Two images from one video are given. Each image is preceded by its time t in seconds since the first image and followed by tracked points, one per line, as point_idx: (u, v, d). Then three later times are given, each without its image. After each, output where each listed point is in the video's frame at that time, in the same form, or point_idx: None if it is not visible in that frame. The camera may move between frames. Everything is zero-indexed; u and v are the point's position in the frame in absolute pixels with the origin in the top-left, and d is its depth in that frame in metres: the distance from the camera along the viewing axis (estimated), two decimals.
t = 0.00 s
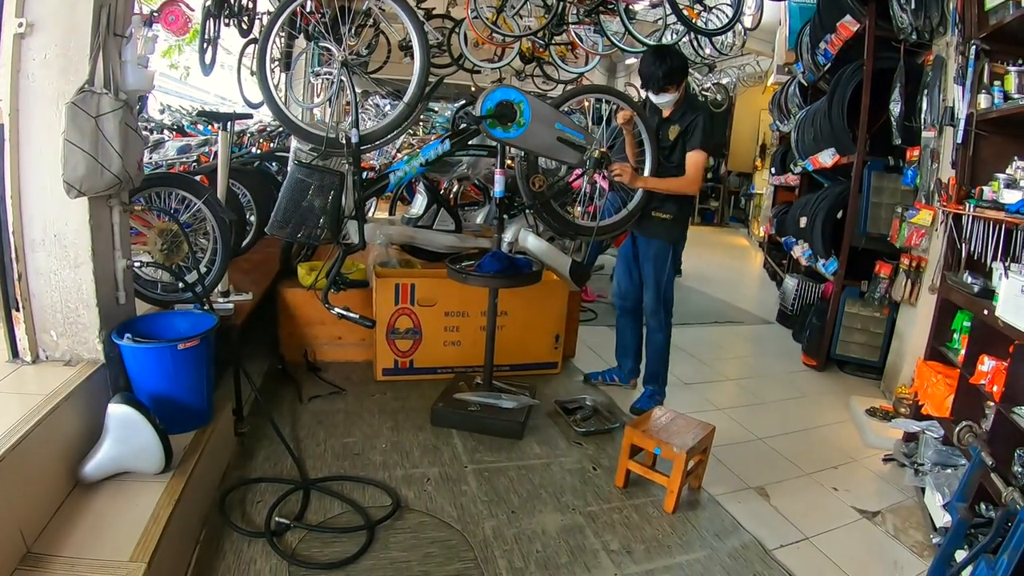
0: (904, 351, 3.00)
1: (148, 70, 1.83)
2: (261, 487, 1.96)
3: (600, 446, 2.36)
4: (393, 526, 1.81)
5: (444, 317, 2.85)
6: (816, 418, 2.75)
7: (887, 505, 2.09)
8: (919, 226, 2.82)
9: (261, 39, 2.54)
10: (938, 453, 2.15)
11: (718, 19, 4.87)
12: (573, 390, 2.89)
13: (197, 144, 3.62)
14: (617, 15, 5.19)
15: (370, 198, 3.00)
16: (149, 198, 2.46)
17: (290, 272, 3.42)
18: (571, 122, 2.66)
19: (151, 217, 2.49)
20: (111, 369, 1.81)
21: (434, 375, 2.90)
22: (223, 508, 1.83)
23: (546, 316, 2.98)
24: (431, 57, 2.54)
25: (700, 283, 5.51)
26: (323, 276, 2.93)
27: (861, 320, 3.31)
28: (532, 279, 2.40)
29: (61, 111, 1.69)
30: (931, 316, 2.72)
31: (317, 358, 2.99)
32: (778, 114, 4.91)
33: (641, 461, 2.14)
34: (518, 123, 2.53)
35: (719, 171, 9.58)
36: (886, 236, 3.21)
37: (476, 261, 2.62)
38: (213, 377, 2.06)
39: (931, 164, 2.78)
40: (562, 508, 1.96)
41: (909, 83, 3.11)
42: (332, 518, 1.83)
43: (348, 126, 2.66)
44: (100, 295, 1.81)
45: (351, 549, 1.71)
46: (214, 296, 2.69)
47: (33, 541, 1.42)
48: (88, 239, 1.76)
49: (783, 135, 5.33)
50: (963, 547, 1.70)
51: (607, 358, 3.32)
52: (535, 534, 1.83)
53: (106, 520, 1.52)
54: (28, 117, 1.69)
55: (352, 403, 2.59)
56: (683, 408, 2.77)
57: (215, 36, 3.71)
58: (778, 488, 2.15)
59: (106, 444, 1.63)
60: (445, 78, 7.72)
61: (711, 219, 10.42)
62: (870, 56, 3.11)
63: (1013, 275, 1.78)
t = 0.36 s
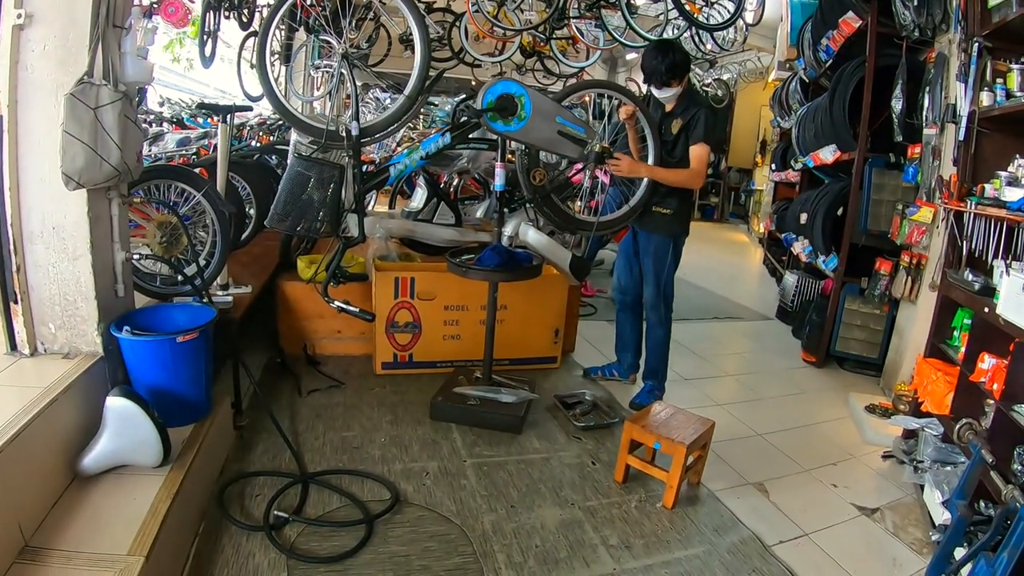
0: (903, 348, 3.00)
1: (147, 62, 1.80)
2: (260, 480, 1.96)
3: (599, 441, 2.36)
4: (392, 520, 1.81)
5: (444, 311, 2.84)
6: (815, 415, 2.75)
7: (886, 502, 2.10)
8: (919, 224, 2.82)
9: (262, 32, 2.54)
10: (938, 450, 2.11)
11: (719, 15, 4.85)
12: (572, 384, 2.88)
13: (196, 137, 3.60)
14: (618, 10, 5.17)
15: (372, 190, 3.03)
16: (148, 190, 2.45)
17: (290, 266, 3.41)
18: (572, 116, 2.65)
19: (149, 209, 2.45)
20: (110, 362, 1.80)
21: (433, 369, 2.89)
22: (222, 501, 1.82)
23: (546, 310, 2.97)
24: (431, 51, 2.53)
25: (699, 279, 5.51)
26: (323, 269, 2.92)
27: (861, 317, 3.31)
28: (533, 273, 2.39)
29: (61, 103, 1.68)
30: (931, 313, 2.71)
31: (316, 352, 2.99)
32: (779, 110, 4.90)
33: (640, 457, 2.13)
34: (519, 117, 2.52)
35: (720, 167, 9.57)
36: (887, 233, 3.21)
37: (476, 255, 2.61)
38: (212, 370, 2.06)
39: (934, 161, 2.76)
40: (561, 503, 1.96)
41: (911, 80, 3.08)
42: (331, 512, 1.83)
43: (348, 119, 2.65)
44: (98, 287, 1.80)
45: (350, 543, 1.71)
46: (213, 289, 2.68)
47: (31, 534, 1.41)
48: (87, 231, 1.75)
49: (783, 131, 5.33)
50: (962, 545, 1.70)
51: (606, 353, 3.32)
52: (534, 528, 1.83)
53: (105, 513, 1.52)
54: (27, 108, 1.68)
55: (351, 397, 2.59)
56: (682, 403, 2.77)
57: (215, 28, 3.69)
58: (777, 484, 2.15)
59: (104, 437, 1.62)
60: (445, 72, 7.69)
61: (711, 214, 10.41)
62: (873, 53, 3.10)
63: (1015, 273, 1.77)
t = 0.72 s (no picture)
0: (902, 350, 3.01)
1: (151, 56, 1.81)
2: (260, 475, 1.97)
3: (598, 439, 2.37)
4: (392, 516, 1.82)
5: (445, 308, 2.85)
6: (814, 416, 2.76)
7: (883, 504, 2.11)
8: (920, 227, 2.82)
9: (266, 28, 2.55)
10: (935, 453, 2.17)
11: (723, 15, 4.84)
12: (572, 383, 2.89)
13: (199, 132, 3.60)
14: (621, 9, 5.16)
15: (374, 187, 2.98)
16: (151, 184, 2.45)
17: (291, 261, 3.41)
18: (575, 115, 2.66)
19: (152, 203, 2.48)
20: (112, 355, 1.81)
21: (433, 366, 2.90)
22: (222, 496, 1.83)
23: (547, 309, 2.98)
24: (435, 48, 2.53)
25: (699, 279, 5.51)
26: (324, 265, 2.92)
27: (861, 319, 3.32)
28: (534, 271, 2.39)
29: (65, 96, 1.68)
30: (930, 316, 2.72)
31: (317, 347, 2.99)
32: (781, 112, 4.90)
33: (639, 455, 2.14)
34: (521, 115, 2.53)
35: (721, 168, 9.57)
36: (887, 235, 3.21)
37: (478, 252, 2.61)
38: (213, 365, 2.06)
39: (935, 165, 2.77)
40: (560, 501, 1.97)
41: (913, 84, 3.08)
42: (330, 507, 1.84)
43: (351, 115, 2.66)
44: (101, 281, 1.81)
45: (350, 538, 1.71)
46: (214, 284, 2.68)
47: (32, 527, 1.42)
48: (90, 224, 1.75)
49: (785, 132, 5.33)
50: (959, 547, 1.71)
51: (606, 351, 3.33)
52: (533, 526, 1.84)
53: (106, 506, 1.52)
54: (32, 100, 1.68)
55: (351, 393, 2.59)
56: (682, 403, 2.78)
57: (219, 23, 3.69)
58: (775, 484, 2.16)
59: (106, 431, 1.63)
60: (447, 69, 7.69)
61: (711, 215, 10.42)
62: (875, 56, 3.10)
63: (1015, 278, 1.78)
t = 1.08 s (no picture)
0: (903, 356, 3.01)
1: (155, 51, 1.81)
2: (258, 472, 1.96)
3: (597, 441, 2.37)
4: (389, 515, 1.82)
5: (446, 308, 2.85)
6: (813, 421, 2.76)
7: (881, 510, 2.10)
8: (922, 232, 2.82)
9: (270, 24, 2.56)
10: (934, 460, 2.11)
11: (728, 18, 4.83)
12: (572, 384, 2.89)
13: (202, 127, 3.60)
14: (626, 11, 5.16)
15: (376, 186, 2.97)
16: (153, 179, 2.44)
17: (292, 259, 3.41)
18: (578, 115, 2.64)
19: (153, 198, 2.48)
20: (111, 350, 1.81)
21: (433, 365, 2.90)
22: (219, 492, 1.83)
23: (548, 309, 2.98)
24: (439, 48, 2.53)
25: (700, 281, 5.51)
26: (325, 263, 2.93)
27: (861, 324, 3.32)
28: (535, 272, 2.39)
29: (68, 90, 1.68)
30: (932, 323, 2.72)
31: (317, 345, 2.99)
32: (785, 115, 4.90)
33: (637, 458, 2.14)
34: (525, 116, 2.52)
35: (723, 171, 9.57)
36: (889, 240, 3.21)
37: (478, 252, 2.61)
38: (213, 361, 2.06)
39: (938, 171, 2.77)
40: (558, 502, 1.96)
41: (917, 90, 3.08)
42: (328, 506, 1.84)
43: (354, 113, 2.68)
44: (101, 276, 1.81)
45: (347, 537, 1.71)
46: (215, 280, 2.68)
47: (29, 521, 1.42)
48: (92, 219, 1.75)
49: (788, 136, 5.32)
50: (957, 554, 1.71)
51: (607, 353, 3.33)
52: (530, 527, 1.83)
53: (104, 501, 1.52)
54: (34, 94, 1.68)
55: (350, 391, 2.59)
56: (682, 405, 2.78)
57: (224, 19, 3.68)
58: (773, 489, 2.16)
59: (104, 426, 1.63)
60: (451, 68, 7.68)
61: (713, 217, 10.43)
62: (880, 61, 3.10)
63: (1017, 285, 1.78)
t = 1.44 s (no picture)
0: (900, 362, 3.01)
1: (156, 49, 1.82)
2: (253, 470, 1.96)
3: (594, 443, 2.37)
4: (384, 514, 1.82)
5: (444, 308, 2.85)
6: (809, 425, 2.76)
7: (876, 514, 2.10)
8: (920, 238, 2.82)
9: (271, 24, 2.56)
10: (930, 465, 2.13)
11: (729, 22, 4.84)
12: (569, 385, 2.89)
13: (202, 125, 3.60)
14: (627, 14, 5.17)
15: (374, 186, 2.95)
16: (152, 176, 2.45)
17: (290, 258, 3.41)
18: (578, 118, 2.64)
19: (152, 195, 2.47)
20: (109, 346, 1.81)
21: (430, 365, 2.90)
22: (215, 489, 1.83)
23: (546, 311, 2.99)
24: (439, 49, 2.53)
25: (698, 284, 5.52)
26: (324, 262, 2.93)
27: (858, 329, 3.32)
28: (533, 272, 2.40)
29: (69, 86, 1.68)
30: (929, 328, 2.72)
31: (314, 343, 2.99)
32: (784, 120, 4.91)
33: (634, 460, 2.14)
34: (525, 117, 2.55)
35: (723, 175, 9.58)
36: (887, 246, 3.21)
37: (477, 253, 2.61)
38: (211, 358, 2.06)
39: (936, 177, 2.78)
40: (554, 503, 1.96)
41: (917, 96, 3.09)
42: (323, 504, 1.84)
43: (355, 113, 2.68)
44: (100, 272, 1.81)
45: (342, 536, 1.71)
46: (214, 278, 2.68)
47: (24, 516, 1.42)
48: (91, 215, 1.75)
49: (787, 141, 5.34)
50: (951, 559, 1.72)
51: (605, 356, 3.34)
52: (525, 527, 1.84)
53: (99, 497, 1.52)
54: (35, 90, 1.68)
55: (347, 390, 2.59)
56: (678, 408, 2.79)
57: (225, 17, 3.68)
58: (769, 492, 2.16)
59: (101, 421, 1.63)
60: (451, 68, 7.68)
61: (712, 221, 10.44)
62: (879, 67, 3.10)
63: (1013, 291, 1.79)
